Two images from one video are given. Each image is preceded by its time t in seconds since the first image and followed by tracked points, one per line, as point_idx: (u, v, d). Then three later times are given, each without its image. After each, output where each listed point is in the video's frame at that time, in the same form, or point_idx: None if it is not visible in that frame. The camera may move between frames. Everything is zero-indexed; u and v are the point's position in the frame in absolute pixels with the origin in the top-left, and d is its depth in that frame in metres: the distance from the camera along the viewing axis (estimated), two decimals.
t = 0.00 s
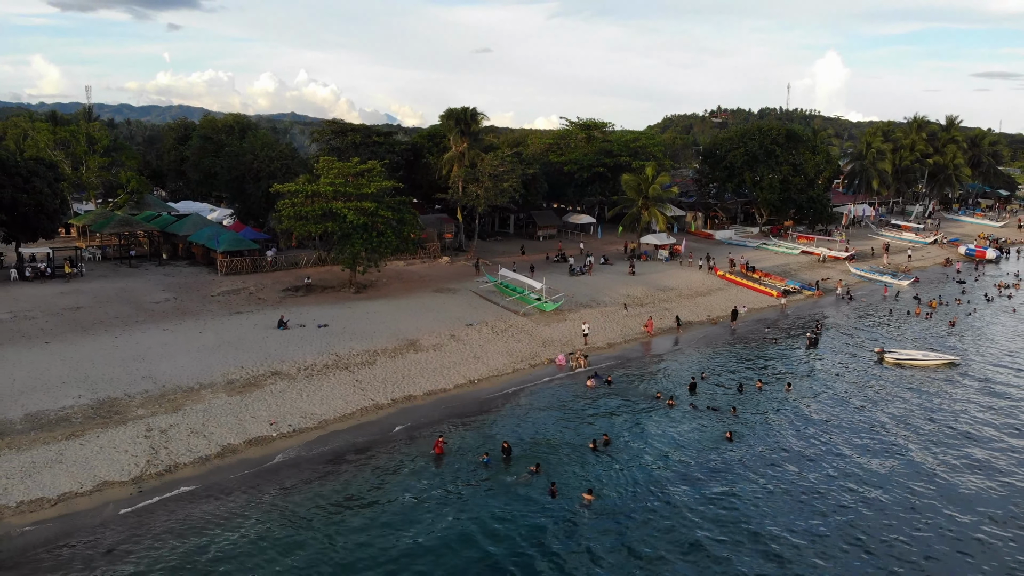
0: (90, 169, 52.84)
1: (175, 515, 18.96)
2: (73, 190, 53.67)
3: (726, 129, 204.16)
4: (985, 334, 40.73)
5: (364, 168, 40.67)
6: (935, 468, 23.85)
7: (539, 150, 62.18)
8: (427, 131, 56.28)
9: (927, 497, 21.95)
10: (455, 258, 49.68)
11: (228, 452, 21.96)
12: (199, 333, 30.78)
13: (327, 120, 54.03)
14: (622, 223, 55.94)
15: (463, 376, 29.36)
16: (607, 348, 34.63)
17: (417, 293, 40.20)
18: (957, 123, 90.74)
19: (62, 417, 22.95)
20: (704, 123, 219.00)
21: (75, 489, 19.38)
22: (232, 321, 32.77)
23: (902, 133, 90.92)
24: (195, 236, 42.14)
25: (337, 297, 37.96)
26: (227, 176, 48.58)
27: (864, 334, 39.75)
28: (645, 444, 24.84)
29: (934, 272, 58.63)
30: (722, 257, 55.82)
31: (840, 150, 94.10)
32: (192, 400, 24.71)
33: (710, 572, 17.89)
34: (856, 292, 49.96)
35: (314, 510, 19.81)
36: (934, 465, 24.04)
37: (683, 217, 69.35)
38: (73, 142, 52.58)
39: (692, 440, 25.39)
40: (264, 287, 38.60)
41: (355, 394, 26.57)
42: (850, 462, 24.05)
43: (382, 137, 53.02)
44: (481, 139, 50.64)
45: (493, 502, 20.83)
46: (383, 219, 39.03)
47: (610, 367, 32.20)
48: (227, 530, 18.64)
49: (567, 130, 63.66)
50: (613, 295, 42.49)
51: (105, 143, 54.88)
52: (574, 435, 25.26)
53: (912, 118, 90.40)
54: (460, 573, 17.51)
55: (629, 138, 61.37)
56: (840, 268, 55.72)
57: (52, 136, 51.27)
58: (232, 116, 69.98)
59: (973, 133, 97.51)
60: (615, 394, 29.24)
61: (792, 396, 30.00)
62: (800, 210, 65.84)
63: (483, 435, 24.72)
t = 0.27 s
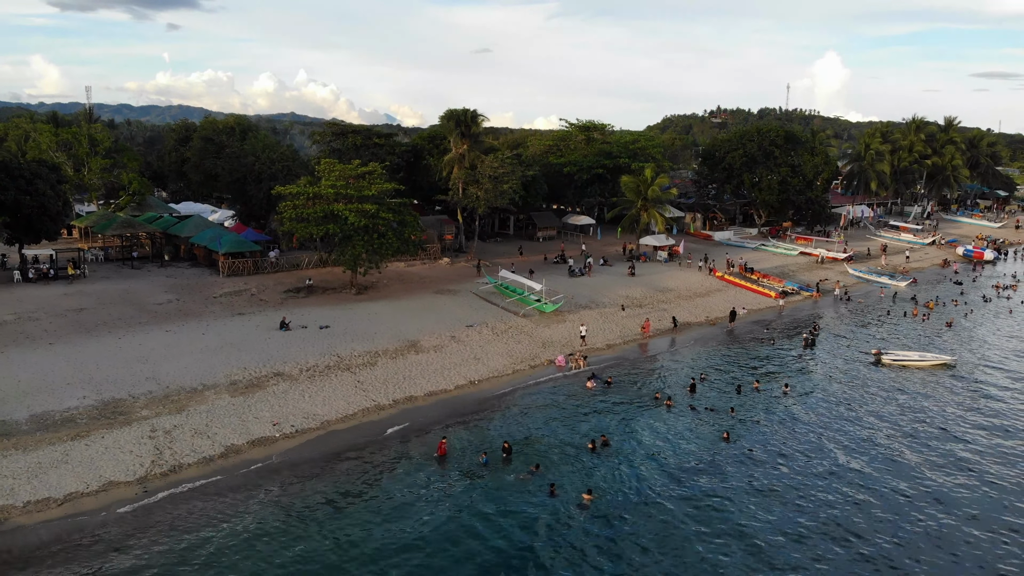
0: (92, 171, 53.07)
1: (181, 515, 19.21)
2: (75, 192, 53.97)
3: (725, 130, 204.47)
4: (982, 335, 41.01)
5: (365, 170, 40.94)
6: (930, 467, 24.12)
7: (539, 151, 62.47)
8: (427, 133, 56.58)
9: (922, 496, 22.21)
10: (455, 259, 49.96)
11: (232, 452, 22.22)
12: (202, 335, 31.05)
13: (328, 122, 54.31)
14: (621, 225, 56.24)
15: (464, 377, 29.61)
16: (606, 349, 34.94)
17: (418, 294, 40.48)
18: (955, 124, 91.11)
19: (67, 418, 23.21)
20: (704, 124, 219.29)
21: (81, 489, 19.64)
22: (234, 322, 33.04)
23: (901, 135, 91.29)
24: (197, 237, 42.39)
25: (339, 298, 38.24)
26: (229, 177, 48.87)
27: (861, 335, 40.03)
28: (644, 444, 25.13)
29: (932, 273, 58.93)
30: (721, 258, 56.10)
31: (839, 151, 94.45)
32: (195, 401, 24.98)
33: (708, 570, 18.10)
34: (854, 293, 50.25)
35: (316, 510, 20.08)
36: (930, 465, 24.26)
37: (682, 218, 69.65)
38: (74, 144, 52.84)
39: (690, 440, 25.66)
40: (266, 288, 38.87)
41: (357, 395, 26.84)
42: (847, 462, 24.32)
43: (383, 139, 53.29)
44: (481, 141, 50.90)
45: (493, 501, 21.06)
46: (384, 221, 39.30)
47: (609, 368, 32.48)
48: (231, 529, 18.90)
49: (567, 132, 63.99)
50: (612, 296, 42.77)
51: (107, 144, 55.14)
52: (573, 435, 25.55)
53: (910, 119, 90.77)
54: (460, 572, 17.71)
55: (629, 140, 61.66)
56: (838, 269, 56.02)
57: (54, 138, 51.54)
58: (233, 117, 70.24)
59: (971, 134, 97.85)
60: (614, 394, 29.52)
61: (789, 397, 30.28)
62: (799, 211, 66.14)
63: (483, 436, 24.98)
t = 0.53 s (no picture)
0: (94, 173, 53.32)
1: (185, 515, 19.47)
2: (78, 194, 54.30)
3: (724, 130, 204.70)
4: (979, 336, 41.29)
5: (367, 173, 41.21)
6: (925, 467, 24.41)
7: (539, 153, 62.73)
8: (427, 135, 56.86)
9: (917, 496, 22.50)
10: (456, 260, 50.25)
11: (236, 453, 22.49)
12: (205, 336, 31.31)
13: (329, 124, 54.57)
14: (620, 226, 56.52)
15: (465, 378, 29.88)
16: (606, 350, 35.23)
17: (419, 295, 40.76)
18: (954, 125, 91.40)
19: (73, 418, 23.48)
20: (704, 124, 219.59)
21: (88, 489, 19.90)
22: (236, 323, 33.30)
23: (899, 136, 91.58)
24: (199, 239, 42.65)
25: (341, 299, 38.53)
26: (231, 179, 49.17)
27: (859, 336, 40.32)
28: (642, 445, 25.43)
29: (930, 274, 59.22)
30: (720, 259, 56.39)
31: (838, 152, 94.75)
32: (199, 402, 25.24)
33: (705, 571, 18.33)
34: (852, 294, 50.54)
35: (320, 509, 20.36)
36: (926, 466, 24.50)
37: (681, 219, 69.95)
38: (77, 145, 53.16)
39: (689, 440, 25.96)
40: (268, 289, 39.15)
41: (359, 395, 27.11)
42: (843, 462, 24.60)
43: (383, 141, 53.54)
44: (482, 143, 51.16)
45: (493, 502, 21.29)
46: (386, 223, 39.56)
47: (608, 369, 32.77)
48: (236, 529, 19.16)
49: (567, 133, 64.28)
50: (612, 297, 43.07)
51: (109, 146, 55.41)
52: (573, 435, 25.86)
53: (909, 120, 91.05)
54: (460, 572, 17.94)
55: (628, 141, 61.91)
56: (836, 270, 56.31)
57: (57, 140, 51.81)
58: (234, 119, 70.48)
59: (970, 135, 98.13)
60: (613, 395, 29.81)
61: (787, 397, 30.57)
62: (798, 212, 66.42)
63: (484, 436, 25.25)
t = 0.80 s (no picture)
0: (96, 174, 53.61)
1: (190, 514, 19.73)
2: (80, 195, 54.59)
3: (724, 130, 205.05)
4: (976, 337, 41.51)
5: (367, 175, 41.44)
6: (922, 468, 24.66)
7: (539, 154, 62.99)
8: (428, 136, 57.15)
9: (913, 496, 22.76)
10: (456, 261, 50.49)
11: (239, 453, 22.75)
12: (208, 337, 31.55)
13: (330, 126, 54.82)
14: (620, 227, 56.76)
15: (465, 379, 30.13)
16: (605, 351, 35.48)
17: (419, 296, 41.02)
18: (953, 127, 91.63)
19: (78, 419, 23.74)
20: (703, 124, 219.96)
21: (94, 489, 20.17)
22: (239, 324, 33.56)
23: (898, 137, 91.91)
24: (201, 240, 42.90)
25: (342, 301, 38.78)
26: (232, 181, 49.43)
27: (857, 337, 40.56)
28: (641, 445, 25.70)
29: (928, 275, 59.46)
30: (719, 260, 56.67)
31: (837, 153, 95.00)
32: (203, 403, 25.50)
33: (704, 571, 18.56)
34: (851, 295, 50.79)
35: (322, 509, 20.60)
36: (923, 466, 24.75)
37: (681, 220, 70.22)
38: (79, 147, 53.58)
39: (687, 441, 26.22)
40: (269, 291, 39.39)
41: (361, 396, 27.38)
42: (839, 463, 24.87)
43: (384, 142, 53.79)
44: (482, 145, 51.42)
45: (494, 502, 21.53)
46: (387, 225, 39.82)
47: (607, 370, 33.03)
48: (240, 528, 19.42)
49: (566, 135, 64.54)
50: (612, 298, 43.34)
51: (111, 148, 55.72)
52: (573, 435, 26.12)
53: (908, 121, 91.38)
54: (462, 572, 18.18)
55: (628, 143, 62.14)
56: (835, 271, 56.57)
57: (60, 141, 52.15)
58: (235, 120, 70.77)
59: (968, 136, 98.40)
60: (613, 396, 30.08)
61: (785, 398, 30.83)
62: (797, 214, 66.68)
63: (485, 437, 25.50)
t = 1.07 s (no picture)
0: (98, 175, 53.86)
1: (195, 514, 20.01)
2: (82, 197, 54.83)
3: (723, 131, 205.38)
4: (973, 338, 41.77)
5: (368, 177, 41.67)
6: (917, 468, 24.94)
7: (539, 155, 63.24)
8: (428, 138, 57.41)
9: (908, 496, 23.05)
10: (456, 263, 50.76)
11: (243, 454, 23.02)
12: (210, 339, 31.80)
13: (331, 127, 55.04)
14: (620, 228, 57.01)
15: (466, 380, 30.40)
16: (605, 352, 35.76)
17: (420, 298, 41.28)
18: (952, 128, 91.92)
19: (83, 420, 24.00)
20: (702, 125, 220.30)
21: (99, 489, 20.43)
22: (241, 326, 33.81)
23: (897, 138, 92.24)
24: (203, 242, 43.16)
25: (343, 302, 39.04)
26: (234, 182, 49.67)
27: (855, 338, 40.83)
28: (640, 445, 25.99)
29: (926, 276, 59.73)
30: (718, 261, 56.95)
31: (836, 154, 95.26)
32: (206, 404, 25.76)
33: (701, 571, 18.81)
34: (849, 296, 51.06)
35: (325, 508, 20.89)
36: (918, 467, 25.04)
37: (680, 221, 70.48)
38: (81, 148, 53.95)
39: (685, 441, 26.51)
40: (271, 292, 39.64)
41: (362, 397, 27.65)
42: (836, 463, 25.16)
43: (385, 144, 54.02)
44: (482, 147, 51.67)
45: (494, 503, 21.79)
46: (387, 227, 40.06)
47: (606, 371, 33.31)
48: (243, 527, 19.70)
49: (566, 136, 64.76)
50: (611, 300, 43.62)
51: (113, 149, 55.99)
52: (572, 436, 26.41)
53: (907, 123, 91.72)
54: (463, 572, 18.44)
55: (628, 144, 62.37)
56: (833, 272, 56.84)
57: (61, 143, 52.46)
58: (236, 121, 71.04)
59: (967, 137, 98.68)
60: (611, 397, 30.37)
61: (782, 399, 31.13)
62: (795, 214, 66.94)
63: (485, 437, 25.78)
